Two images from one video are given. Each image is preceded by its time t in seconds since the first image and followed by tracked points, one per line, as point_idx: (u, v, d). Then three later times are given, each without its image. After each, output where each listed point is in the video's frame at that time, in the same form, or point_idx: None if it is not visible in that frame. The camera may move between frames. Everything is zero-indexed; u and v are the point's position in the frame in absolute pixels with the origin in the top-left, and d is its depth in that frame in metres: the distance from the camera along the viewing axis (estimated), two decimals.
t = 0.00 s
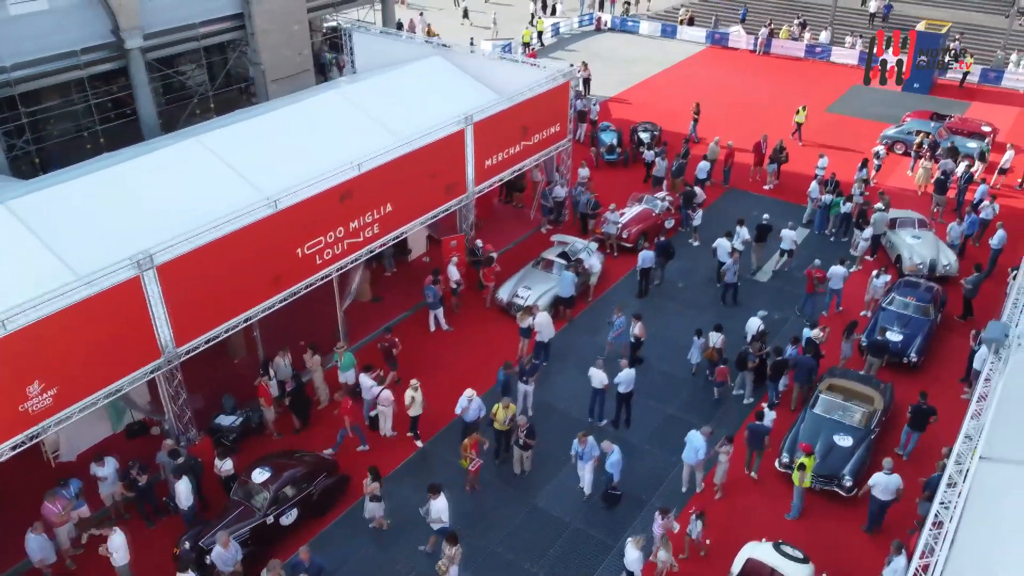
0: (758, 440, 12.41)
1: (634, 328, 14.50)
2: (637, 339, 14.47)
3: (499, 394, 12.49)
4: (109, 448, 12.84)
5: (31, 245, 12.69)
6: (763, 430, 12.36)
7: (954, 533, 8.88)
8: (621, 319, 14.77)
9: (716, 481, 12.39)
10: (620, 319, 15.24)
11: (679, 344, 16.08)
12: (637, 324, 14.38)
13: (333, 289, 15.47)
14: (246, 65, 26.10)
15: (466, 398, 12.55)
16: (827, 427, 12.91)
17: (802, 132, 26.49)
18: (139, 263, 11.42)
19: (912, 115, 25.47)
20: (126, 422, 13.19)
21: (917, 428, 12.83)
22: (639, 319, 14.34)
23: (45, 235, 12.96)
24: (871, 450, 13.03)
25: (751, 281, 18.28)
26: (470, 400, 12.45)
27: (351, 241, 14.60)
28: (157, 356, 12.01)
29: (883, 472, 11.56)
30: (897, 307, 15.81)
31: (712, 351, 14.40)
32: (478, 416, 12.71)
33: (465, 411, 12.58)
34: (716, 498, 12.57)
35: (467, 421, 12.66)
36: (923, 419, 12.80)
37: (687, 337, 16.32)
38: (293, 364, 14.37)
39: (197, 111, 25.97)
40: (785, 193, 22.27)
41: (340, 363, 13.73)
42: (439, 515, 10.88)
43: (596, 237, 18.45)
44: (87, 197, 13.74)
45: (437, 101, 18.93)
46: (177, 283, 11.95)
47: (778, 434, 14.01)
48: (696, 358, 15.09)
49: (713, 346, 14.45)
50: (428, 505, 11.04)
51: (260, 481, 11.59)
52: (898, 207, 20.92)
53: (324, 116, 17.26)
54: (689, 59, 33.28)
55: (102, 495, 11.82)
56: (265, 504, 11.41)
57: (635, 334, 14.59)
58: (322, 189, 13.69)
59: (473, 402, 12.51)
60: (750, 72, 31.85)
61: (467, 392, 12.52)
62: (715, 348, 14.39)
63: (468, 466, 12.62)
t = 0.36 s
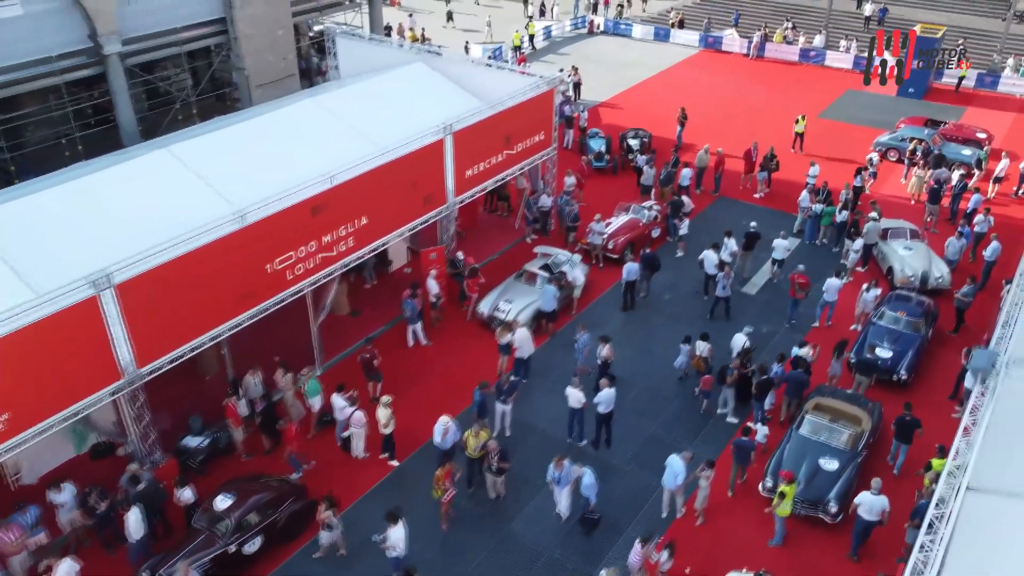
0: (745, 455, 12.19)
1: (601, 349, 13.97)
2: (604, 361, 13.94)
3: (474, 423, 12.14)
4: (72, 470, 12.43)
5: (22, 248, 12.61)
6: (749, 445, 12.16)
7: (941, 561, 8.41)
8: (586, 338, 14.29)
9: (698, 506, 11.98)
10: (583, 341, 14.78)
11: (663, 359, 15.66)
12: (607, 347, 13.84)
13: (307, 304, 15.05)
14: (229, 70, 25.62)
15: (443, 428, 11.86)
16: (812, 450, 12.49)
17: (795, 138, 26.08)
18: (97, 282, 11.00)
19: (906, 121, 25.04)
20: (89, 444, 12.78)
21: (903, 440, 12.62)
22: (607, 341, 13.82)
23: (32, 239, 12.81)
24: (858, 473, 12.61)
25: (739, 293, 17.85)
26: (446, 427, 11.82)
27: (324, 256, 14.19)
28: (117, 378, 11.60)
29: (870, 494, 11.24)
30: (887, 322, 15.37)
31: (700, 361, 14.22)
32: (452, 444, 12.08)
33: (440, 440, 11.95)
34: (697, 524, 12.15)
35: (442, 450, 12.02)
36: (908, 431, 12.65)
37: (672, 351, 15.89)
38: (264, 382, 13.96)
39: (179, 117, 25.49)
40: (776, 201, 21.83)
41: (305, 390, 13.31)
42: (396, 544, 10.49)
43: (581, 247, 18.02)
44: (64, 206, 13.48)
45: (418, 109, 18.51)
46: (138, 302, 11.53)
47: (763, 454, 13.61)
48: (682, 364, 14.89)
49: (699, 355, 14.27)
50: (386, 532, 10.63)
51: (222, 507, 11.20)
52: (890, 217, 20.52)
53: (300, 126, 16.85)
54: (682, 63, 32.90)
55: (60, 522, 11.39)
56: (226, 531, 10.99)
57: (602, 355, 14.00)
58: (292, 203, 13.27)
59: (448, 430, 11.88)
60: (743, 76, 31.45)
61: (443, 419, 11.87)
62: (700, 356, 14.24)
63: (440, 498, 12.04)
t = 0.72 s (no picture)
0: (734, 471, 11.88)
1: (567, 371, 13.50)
2: (571, 384, 13.54)
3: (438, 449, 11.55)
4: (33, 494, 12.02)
5: (20, 250, 12.57)
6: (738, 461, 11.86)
7: None
8: (551, 359, 13.75)
9: (679, 533, 11.55)
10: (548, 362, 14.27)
11: (648, 375, 15.22)
12: (573, 369, 13.41)
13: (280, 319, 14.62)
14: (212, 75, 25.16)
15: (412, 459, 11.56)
16: (798, 474, 12.07)
17: (787, 145, 25.66)
18: (54, 303, 10.56)
19: (900, 128, 24.64)
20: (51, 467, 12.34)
21: (893, 451, 12.35)
22: (573, 364, 13.38)
23: (31, 240, 12.80)
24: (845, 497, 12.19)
25: (728, 305, 17.42)
26: (416, 458, 11.48)
27: (296, 271, 13.76)
28: (77, 401, 11.16)
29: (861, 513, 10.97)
30: (878, 338, 14.93)
31: (687, 369, 13.72)
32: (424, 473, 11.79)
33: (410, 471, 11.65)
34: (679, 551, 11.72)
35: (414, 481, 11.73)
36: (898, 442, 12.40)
37: (658, 367, 15.45)
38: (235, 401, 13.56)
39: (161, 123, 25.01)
40: (766, 210, 21.44)
41: (268, 421, 12.82)
42: None
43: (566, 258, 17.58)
44: (55, 209, 13.39)
45: (400, 117, 18.08)
46: (98, 323, 11.10)
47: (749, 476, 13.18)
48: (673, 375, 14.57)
49: (688, 364, 13.74)
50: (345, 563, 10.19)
51: (184, 536, 10.77)
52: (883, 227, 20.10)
53: (276, 135, 16.41)
54: (675, 67, 32.49)
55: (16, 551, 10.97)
56: (187, 561, 10.56)
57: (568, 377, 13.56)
58: (261, 218, 12.83)
59: (419, 461, 11.55)
60: (737, 81, 31.04)
61: (413, 449, 11.56)
62: (689, 367, 13.72)
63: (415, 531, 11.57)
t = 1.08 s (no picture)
0: (721, 489, 11.51)
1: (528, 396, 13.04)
2: (532, 407, 13.04)
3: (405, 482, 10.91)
4: None
5: (19, 250, 12.48)
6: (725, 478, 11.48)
7: None
8: (513, 381, 13.32)
9: (658, 563, 11.07)
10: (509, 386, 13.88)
11: (632, 393, 14.75)
12: (535, 391, 12.92)
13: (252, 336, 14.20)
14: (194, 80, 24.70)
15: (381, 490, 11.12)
16: (783, 500, 11.62)
17: (781, 150, 25.19)
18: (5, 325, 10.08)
19: (895, 134, 24.20)
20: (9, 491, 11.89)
21: (885, 466, 12.09)
22: (535, 386, 12.89)
23: (30, 240, 12.72)
24: (832, 524, 11.74)
25: (717, 319, 16.97)
26: (383, 488, 11.02)
27: (267, 288, 13.32)
28: (32, 426, 10.70)
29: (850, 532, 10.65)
30: (868, 355, 14.50)
31: (679, 380, 13.60)
32: (394, 503, 11.36)
33: (378, 502, 11.22)
34: None
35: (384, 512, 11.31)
36: (891, 459, 12.10)
37: (642, 384, 14.98)
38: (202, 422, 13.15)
39: (142, 129, 24.56)
40: (757, 219, 21.02)
41: (227, 452, 12.19)
42: None
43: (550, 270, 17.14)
44: (17, 222, 12.92)
45: (379, 125, 17.64)
46: (53, 345, 10.62)
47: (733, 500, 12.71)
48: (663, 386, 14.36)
49: (679, 375, 13.61)
50: None
51: (141, 565, 10.25)
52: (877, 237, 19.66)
53: (250, 146, 15.97)
54: (668, 71, 32.03)
55: None
56: None
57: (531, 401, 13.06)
58: (228, 233, 12.38)
59: (387, 491, 11.14)
60: (730, 85, 30.58)
61: (382, 479, 11.12)
62: (681, 377, 13.59)
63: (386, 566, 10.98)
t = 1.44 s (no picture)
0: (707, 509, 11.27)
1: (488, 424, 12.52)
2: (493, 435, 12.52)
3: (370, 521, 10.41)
4: None
5: (21, 250, 12.50)
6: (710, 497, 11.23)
7: None
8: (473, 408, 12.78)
9: None
10: (475, 408, 13.57)
11: (615, 413, 14.28)
12: (493, 419, 12.39)
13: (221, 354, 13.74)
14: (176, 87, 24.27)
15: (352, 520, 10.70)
16: (767, 530, 11.16)
17: (774, 157, 24.73)
18: None
19: (890, 141, 23.75)
20: None
21: (874, 483, 11.93)
22: (493, 415, 12.36)
23: (31, 240, 12.76)
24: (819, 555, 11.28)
25: (704, 334, 16.50)
26: (355, 519, 10.61)
27: (235, 306, 12.86)
28: None
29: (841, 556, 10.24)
30: (859, 373, 14.03)
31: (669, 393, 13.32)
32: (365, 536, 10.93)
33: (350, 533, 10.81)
34: None
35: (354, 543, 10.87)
36: (880, 475, 11.88)
37: (625, 403, 14.50)
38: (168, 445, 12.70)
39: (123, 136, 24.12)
40: (749, 229, 20.55)
41: (177, 490, 11.64)
42: None
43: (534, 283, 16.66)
44: None
45: (359, 134, 17.16)
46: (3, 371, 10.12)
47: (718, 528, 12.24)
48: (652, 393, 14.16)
49: (669, 387, 13.33)
50: None
51: None
52: (870, 249, 19.20)
53: (223, 157, 15.49)
54: (660, 76, 31.58)
55: None
56: None
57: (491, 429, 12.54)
58: (192, 250, 11.92)
59: (360, 521, 10.73)
60: (723, 89, 30.14)
61: (354, 510, 10.71)
62: (670, 390, 13.27)
63: None
